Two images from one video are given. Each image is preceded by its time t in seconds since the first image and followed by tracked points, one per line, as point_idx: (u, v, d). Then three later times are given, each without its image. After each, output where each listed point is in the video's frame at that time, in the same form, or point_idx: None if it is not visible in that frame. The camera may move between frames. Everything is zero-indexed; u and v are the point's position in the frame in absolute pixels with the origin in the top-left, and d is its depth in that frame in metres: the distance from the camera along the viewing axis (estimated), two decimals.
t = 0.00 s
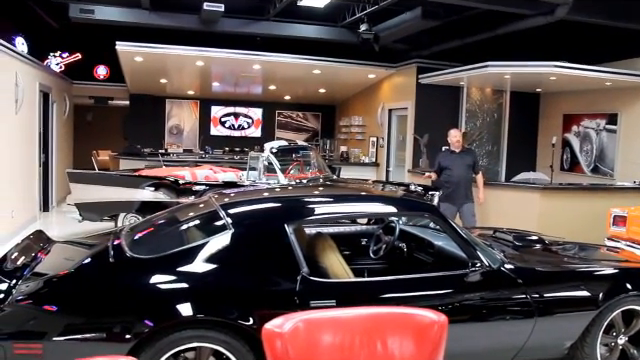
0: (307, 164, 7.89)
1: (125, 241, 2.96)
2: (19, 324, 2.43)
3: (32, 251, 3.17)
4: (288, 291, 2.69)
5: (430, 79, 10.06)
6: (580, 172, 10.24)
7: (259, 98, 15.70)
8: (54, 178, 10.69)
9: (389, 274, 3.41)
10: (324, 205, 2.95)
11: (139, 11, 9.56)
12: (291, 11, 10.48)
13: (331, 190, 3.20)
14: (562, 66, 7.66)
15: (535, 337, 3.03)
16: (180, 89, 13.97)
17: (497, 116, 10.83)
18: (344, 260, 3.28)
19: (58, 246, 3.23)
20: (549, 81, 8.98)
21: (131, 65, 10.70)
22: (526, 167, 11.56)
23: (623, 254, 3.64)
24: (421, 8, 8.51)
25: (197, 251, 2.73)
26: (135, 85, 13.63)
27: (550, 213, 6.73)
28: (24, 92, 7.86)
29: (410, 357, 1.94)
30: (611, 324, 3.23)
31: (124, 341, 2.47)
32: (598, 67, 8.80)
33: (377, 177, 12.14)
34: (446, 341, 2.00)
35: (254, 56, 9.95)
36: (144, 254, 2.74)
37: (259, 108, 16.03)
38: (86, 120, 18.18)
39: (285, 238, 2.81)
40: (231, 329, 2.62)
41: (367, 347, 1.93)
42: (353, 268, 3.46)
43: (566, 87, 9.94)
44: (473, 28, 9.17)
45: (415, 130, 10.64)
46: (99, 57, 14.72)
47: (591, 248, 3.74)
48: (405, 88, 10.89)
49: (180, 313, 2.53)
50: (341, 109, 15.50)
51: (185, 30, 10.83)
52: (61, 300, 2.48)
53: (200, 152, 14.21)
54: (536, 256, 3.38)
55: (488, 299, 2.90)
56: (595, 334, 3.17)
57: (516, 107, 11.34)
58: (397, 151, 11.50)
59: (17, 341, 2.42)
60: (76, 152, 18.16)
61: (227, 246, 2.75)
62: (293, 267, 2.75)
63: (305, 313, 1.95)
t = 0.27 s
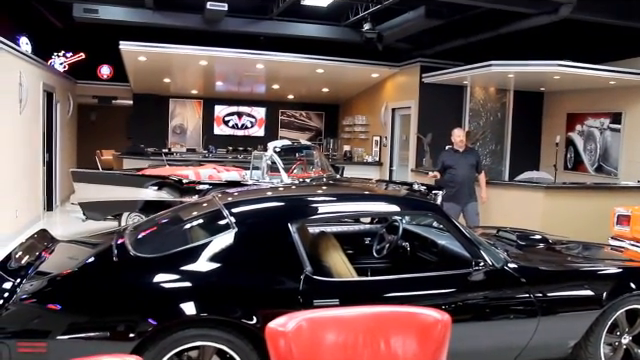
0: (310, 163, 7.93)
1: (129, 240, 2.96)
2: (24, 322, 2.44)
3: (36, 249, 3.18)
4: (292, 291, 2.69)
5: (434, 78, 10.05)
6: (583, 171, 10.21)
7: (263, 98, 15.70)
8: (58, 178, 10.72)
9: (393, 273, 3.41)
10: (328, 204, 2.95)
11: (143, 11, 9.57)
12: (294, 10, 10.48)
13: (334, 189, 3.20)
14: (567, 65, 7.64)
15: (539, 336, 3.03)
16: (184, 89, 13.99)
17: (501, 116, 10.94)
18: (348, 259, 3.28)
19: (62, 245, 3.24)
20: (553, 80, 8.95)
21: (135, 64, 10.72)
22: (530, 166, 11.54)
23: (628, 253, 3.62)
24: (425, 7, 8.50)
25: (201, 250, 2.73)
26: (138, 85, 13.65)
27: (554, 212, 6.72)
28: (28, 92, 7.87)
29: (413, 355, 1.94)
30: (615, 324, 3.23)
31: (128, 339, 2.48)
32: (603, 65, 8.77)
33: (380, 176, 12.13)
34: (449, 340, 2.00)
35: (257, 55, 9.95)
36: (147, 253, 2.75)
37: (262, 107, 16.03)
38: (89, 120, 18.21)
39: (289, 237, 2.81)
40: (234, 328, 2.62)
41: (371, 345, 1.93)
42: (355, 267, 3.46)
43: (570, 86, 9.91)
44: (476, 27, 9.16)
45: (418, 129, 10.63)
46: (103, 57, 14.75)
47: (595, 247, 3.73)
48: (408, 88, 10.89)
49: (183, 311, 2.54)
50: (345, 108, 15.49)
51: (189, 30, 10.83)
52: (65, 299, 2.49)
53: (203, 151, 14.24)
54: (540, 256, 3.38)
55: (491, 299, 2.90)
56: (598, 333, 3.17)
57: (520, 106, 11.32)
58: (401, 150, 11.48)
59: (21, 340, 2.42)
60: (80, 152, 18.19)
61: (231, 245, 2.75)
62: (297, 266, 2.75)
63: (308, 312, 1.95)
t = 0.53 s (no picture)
0: (312, 163, 7.92)
1: (130, 239, 2.96)
2: (25, 321, 2.44)
3: (37, 249, 3.18)
4: (294, 290, 2.69)
5: (436, 78, 10.05)
6: (585, 171, 10.20)
7: (264, 97, 15.70)
8: (60, 177, 10.72)
9: (395, 272, 3.41)
10: (330, 204, 2.95)
11: (144, 10, 9.57)
12: (296, 10, 10.48)
13: (335, 188, 3.20)
14: (568, 65, 7.63)
15: (540, 336, 3.02)
16: (185, 88, 13.99)
17: (503, 116, 10.82)
18: (350, 259, 3.28)
19: (64, 244, 3.24)
20: (556, 80, 8.94)
21: (137, 64, 10.73)
22: (532, 165, 11.53)
23: (629, 253, 3.62)
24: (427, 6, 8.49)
25: (202, 249, 2.73)
26: (140, 84, 13.66)
27: (556, 212, 6.71)
28: (29, 92, 7.88)
29: (415, 355, 1.94)
30: (617, 324, 3.22)
31: (130, 338, 2.48)
32: (605, 65, 8.76)
33: (382, 176, 12.12)
34: (451, 341, 2.00)
35: (259, 54, 9.95)
36: (149, 253, 2.75)
37: (264, 106, 16.03)
38: (91, 119, 18.23)
39: (291, 236, 2.81)
40: (236, 327, 2.62)
41: (372, 344, 1.93)
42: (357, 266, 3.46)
43: (572, 86, 9.89)
44: (478, 27, 9.15)
45: (420, 129, 10.62)
46: (104, 56, 14.76)
47: (597, 247, 3.72)
48: (410, 87, 10.88)
49: (185, 310, 2.54)
50: (346, 108, 15.49)
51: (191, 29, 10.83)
52: (67, 298, 2.49)
53: (205, 151, 14.24)
54: (541, 255, 3.37)
55: (493, 298, 2.89)
56: (600, 333, 3.17)
57: (522, 106, 11.31)
58: (402, 150, 11.48)
59: (23, 338, 2.42)
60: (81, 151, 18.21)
61: (233, 244, 2.75)
62: (299, 265, 2.75)
63: (310, 311, 1.95)
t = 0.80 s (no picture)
0: (313, 162, 7.92)
1: (131, 238, 2.96)
2: (27, 320, 2.44)
3: (39, 248, 3.18)
4: (295, 289, 2.69)
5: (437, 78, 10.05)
6: (586, 171, 10.20)
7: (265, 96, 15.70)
8: (61, 176, 10.72)
9: (396, 272, 3.41)
10: (331, 203, 2.95)
11: (146, 10, 9.57)
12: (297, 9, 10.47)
13: (337, 188, 3.20)
14: (570, 65, 7.63)
15: (542, 336, 3.02)
16: (187, 87, 13.99)
17: (504, 115, 10.92)
18: (351, 258, 3.28)
19: (65, 243, 3.24)
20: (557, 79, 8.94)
21: (138, 63, 10.72)
22: (533, 165, 11.53)
23: (631, 253, 3.61)
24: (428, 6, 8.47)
25: (204, 248, 2.73)
26: (141, 83, 13.67)
27: (557, 212, 6.71)
28: (31, 91, 7.89)
29: (416, 354, 1.94)
30: (618, 323, 3.21)
31: (131, 337, 2.48)
32: (606, 65, 8.75)
33: (383, 175, 12.12)
34: (452, 340, 2.00)
35: (260, 54, 9.95)
36: (151, 251, 2.75)
37: (265, 106, 16.03)
38: (92, 118, 18.25)
39: (292, 235, 2.81)
40: (237, 326, 2.62)
41: (374, 343, 1.93)
42: (358, 265, 3.45)
43: (574, 85, 9.89)
44: (479, 27, 9.15)
45: (421, 128, 10.62)
46: (106, 55, 14.77)
47: (598, 247, 3.72)
48: (412, 87, 10.88)
49: (186, 309, 2.54)
50: (348, 107, 15.49)
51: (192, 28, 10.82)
52: (68, 297, 2.49)
53: (206, 150, 14.24)
54: (543, 255, 3.37)
55: (494, 298, 2.89)
56: (602, 333, 3.16)
57: (523, 106, 11.31)
58: (404, 149, 11.48)
59: (24, 337, 2.42)
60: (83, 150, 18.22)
61: (234, 243, 2.75)
62: (300, 264, 2.75)
63: (311, 310, 1.95)
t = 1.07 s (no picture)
0: (313, 162, 7.89)
1: (132, 238, 2.96)
2: (27, 319, 2.44)
3: (40, 247, 3.18)
4: (296, 288, 2.69)
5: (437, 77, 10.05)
6: (586, 170, 10.20)
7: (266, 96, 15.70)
8: (61, 175, 10.72)
9: (397, 271, 3.41)
10: (331, 203, 2.95)
11: (146, 9, 9.57)
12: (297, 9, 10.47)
13: (337, 188, 3.19)
14: (570, 64, 7.63)
15: (542, 336, 3.02)
16: (187, 86, 13.99)
17: (504, 115, 10.85)
18: (351, 258, 3.27)
19: (65, 243, 3.24)
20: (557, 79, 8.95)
21: (138, 62, 10.72)
22: (533, 165, 11.53)
23: (632, 253, 3.62)
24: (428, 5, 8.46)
25: (204, 248, 2.73)
26: (141, 83, 13.67)
27: (557, 211, 6.72)
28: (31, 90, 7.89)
29: (417, 354, 1.93)
30: (619, 323, 3.21)
31: (132, 337, 2.49)
32: (607, 64, 8.76)
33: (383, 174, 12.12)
34: (453, 339, 2.00)
35: (261, 53, 9.94)
36: (151, 251, 2.75)
37: (265, 105, 16.03)
38: (93, 117, 18.25)
39: (293, 235, 2.81)
40: (238, 325, 2.63)
41: (375, 343, 1.93)
42: (359, 265, 3.45)
43: (574, 85, 9.89)
44: (480, 26, 9.14)
45: (421, 127, 10.62)
46: (105, 54, 14.77)
47: (599, 247, 3.72)
48: (412, 86, 10.89)
49: (187, 309, 2.54)
50: (348, 106, 15.49)
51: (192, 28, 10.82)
52: (68, 297, 2.49)
53: (206, 149, 14.25)
54: (543, 255, 3.37)
55: (494, 297, 2.89)
56: (602, 333, 3.16)
57: (523, 105, 11.31)
58: (404, 149, 11.48)
59: (25, 337, 2.42)
60: (83, 149, 18.23)
61: (234, 243, 2.75)
62: (300, 264, 2.75)
63: (312, 309, 1.95)
